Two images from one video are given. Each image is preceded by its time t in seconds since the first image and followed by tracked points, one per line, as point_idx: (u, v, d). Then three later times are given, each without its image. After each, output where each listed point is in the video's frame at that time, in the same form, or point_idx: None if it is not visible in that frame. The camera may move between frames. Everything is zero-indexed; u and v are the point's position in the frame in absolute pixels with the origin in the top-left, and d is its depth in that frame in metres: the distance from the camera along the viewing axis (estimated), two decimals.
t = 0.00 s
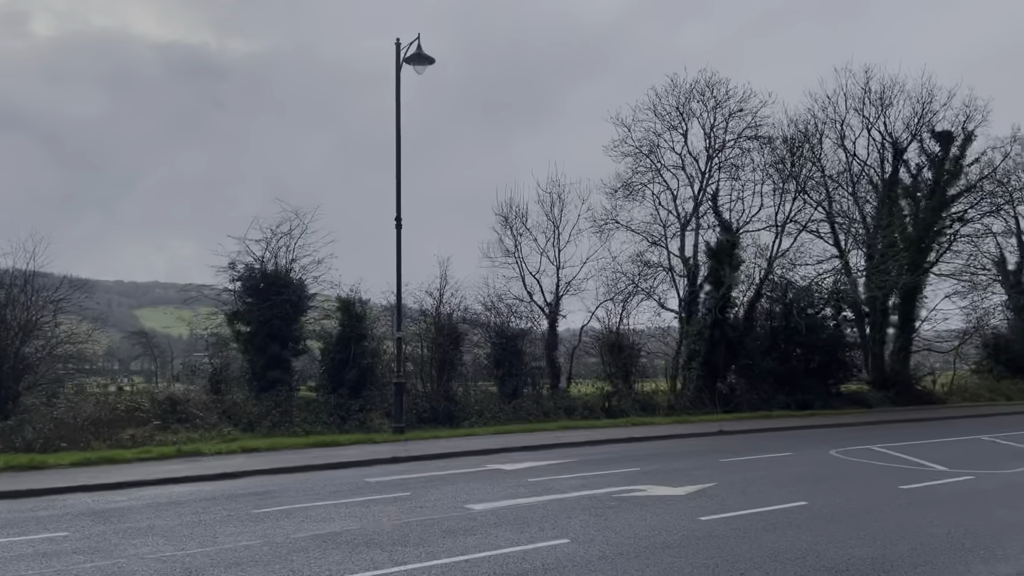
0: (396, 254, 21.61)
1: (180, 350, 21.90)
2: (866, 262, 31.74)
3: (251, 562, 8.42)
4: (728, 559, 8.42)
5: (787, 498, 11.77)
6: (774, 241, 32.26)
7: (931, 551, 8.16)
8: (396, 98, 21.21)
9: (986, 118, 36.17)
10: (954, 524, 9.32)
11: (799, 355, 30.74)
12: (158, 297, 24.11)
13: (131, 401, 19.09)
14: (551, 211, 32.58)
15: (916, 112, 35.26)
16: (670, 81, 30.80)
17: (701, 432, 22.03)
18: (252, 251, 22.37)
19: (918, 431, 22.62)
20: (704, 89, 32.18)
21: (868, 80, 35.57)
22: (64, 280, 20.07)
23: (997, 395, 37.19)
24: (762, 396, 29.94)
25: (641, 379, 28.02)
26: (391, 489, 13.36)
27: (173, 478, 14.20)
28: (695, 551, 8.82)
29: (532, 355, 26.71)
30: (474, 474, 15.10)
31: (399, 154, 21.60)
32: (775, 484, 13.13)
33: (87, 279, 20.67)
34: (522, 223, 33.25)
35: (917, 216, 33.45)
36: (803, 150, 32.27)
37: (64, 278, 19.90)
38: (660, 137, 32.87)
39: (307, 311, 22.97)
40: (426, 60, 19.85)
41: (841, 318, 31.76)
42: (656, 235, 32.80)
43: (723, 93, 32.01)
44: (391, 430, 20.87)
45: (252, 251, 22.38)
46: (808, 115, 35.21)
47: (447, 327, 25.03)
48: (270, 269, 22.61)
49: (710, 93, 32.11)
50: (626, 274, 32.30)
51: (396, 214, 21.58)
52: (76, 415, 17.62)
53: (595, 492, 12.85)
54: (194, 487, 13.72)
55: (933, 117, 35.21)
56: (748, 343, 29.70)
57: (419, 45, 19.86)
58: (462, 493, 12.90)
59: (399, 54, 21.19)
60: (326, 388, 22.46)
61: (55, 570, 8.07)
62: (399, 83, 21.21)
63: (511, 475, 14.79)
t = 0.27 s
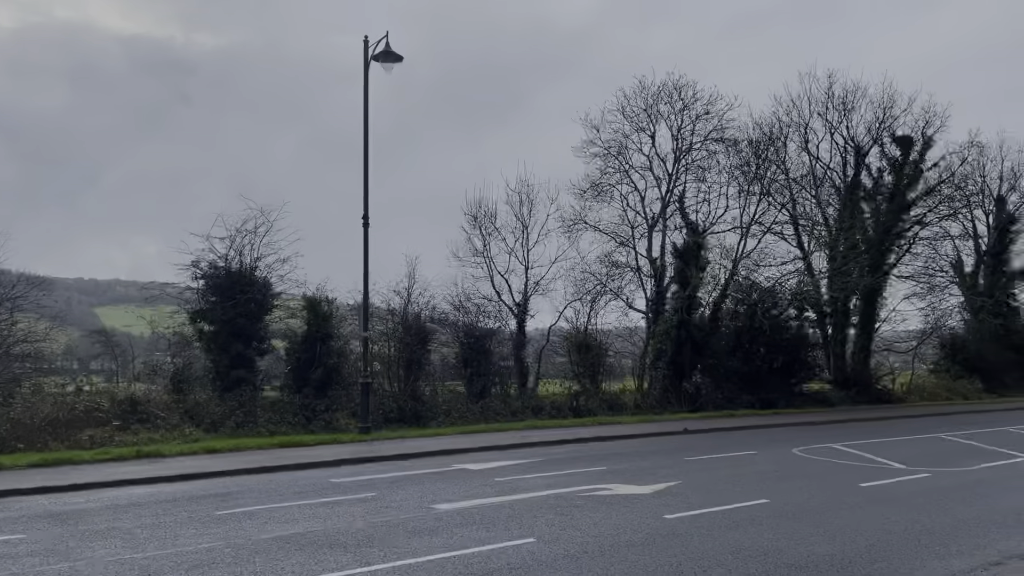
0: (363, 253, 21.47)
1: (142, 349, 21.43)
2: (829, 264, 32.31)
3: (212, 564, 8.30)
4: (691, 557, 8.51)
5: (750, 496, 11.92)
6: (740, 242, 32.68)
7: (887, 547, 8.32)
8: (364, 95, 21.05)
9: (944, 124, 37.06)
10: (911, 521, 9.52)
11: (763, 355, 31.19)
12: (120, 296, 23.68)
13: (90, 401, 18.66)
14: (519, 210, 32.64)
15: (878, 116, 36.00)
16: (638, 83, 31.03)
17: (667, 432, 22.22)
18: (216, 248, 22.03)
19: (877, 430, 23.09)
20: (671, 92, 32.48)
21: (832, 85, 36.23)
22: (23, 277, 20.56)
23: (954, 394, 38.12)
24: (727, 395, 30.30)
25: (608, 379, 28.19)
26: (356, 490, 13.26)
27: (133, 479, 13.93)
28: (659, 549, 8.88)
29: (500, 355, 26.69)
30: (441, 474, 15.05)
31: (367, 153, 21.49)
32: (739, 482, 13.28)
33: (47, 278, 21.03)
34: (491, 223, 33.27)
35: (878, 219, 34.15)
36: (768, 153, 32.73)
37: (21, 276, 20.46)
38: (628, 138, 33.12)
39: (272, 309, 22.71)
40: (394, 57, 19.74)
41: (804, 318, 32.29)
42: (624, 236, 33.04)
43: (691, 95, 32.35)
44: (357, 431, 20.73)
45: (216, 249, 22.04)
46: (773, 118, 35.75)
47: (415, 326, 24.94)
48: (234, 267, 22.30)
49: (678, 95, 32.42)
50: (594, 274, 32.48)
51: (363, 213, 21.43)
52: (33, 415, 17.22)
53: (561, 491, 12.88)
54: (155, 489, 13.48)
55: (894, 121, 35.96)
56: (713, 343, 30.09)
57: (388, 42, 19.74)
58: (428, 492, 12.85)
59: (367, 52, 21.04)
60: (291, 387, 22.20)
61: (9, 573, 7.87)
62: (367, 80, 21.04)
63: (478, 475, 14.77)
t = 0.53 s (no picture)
0: (325, 251, 21.24)
1: (96, 345, 20.79)
2: (788, 265, 32.86)
3: (167, 567, 8.14)
4: (649, 554, 8.57)
5: (708, 494, 12.08)
6: (701, 243, 33.04)
7: (841, 543, 8.47)
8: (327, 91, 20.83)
9: (900, 129, 37.96)
10: (864, 517, 9.72)
11: (723, 354, 31.60)
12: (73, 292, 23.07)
13: (41, 401, 18.17)
14: (484, 210, 32.60)
15: (836, 121, 36.73)
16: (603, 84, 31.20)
17: (629, 430, 22.39)
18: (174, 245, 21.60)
19: (833, 428, 23.57)
20: (636, 93, 32.73)
21: (792, 89, 36.84)
22: None
23: (907, 393, 39.09)
24: (688, 394, 30.64)
25: (571, 378, 28.31)
26: (316, 490, 13.13)
27: (86, 480, 13.59)
28: (619, 547, 8.95)
29: (464, 354, 26.63)
30: (402, 474, 14.96)
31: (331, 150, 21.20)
32: (698, 480, 13.45)
33: None
34: (456, 221, 33.16)
35: (835, 221, 34.85)
36: (729, 155, 33.15)
37: None
38: (593, 138, 33.28)
39: (231, 307, 22.35)
40: (358, 54, 19.56)
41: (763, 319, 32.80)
42: (588, 236, 33.20)
43: (654, 97, 32.63)
44: (318, 431, 20.52)
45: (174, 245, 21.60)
46: (734, 121, 36.24)
47: (378, 325, 24.76)
48: (193, 264, 21.89)
49: (642, 97, 32.68)
50: (558, 274, 32.58)
51: (326, 211, 21.20)
52: None
53: (523, 490, 12.91)
54: (108, 490, 13.17)
55: (852, 126, 36.71)
56: (675, 342, 30.42)
57: (352, 39, 19.55)
58: (388, 492, 12.77)
59: (331, 47, 20.80)
60: (250, 387, 21.90)
61: None
62: (330, 76, 20.82)
63: (440, 475, 14.72)
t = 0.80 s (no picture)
0: (284, 251, 20.94)
1: (45, 346, 20.19)
2: (745, 267, 33.37)
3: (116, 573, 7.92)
4: (608, 554, 8.61)
5: (666, 493, 12.19)
6: (661, 245, 33.37)
7: (795, 540, 8.63)
8: (286, 89, 20.56)
9: (853, 135, 38.87)
10: (817, 515, 9.91)
11: (682, 355, 32.00)
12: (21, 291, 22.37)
13: None
14: (445, 210, 32.48)
15: (792, 126, 37.44)
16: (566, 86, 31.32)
17: (589, 431, 22.50)
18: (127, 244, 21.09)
19: (788, 427, 24.01)
20: (597, 96, 32.95)
21: (750, 94, 37.47)
22: None
23: (859, 393, 40.04)
24: (648, 394, 30.93)
25: (532, 378, 28.36)
26: (273, 493, 12.93)
27: (32, 485, 13.17)
28: (579, 547, 8.98)
29: (424, 355, 26.51)
30: (361, 476, 14.82)
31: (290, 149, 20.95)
32: (656, 480, 13.58)
33: None
34: (417, 221, 32.97)
35: (791, 224, 35.59)
36: (688, 158, 33.54)
37: None
38: (555, 140, 33.40)
39: (186, 307, 21.91)
40: (318, 51, 19.33)
41: (721, 320, 33.28)
42: (550, 237, 33.30)
43: (616, 100, 32.88)
44: (275, 433, 20.21)
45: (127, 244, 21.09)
46: (693, 124, 36.71)
47: (337, 326, 24.51)
48: (146, 263, 21.39)
49: (603, 99, 32.91)
50: (520, 275, 32.61)
51: (285, 210, 20.92)
52: None
53: (482, 491, 12.89)
54: (56, 495, 12.78)
55: (807, 131, 37.47)
56: (635, 343, 30.73)
57: (312, 36, 19.32)
58: (347, 495, 12.63)
59: (290, 44, 20.53)
60: (206, 388, 21.51)
61: None
62: (289, 73, 20.55)
63: (399, 477, 14.61)
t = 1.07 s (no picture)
0: (243, 250, 20.60)
1: None
2: (705, 269, 33.78)
3: None
4: (569, 555, 8.63)
5: (626, 493, 12.31)
6: (623, 247, 33.59)
7: (752, 539, 8.75)
8: (245, 85, 20.22)
9: (810, 140, 39.64)
10: (774, 514, 10.06)
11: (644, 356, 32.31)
12: None
13: None
14: (408, 210, 32.27)
15: (751, 130, 38.03)
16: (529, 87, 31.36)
17: (550, 431, 22.58)
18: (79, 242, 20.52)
19: (746, 427, 24.39)
20: (560, 97, 33.06)
21: (710, 98, 37.99)
22: None
23: (815, 393, 40.87)
24: (609, 395, 31.15)
25: (494, 379, 28.33)
26: (230, 497, 12.71)
27: None
28: (540, 548, 9.01)
29: (386, 356, 26.31)
30: (321, 478, 14.65)
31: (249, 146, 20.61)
32: (616, 480, 13.69)
33: None
34: (378, 221, 32.70)
35: (749, 227, 36.23)
36: (649, 161, 33.84)
37: None
38: (518, 141, 33.42)
39: (141, 308, 21.41)
40: (278, 47, 19.05)
41: (681, 321, 33.70)
42: (513, 238, 33.32)
43: (579, 102, 33.03)
44: (233, 435, 19.87)
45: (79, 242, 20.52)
46: (655, 128, 37.13)
47: (297, 326, 24.16)
48: (98, 262, 20.82)
49: (566, 101, 33.04)
50: (483, 275, 32.56)
51: (244, 208, 20.58)
52: None
53: (443, 493, 12.86)
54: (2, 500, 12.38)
55: (765, 136, 38.11)
56: (596, 344, 30.96)
57: (271, 32, 19.03)
58: (306, 498, 12.47)
59: (249, 40, 20.20)
60: (161, 390, 21.07)
61: None
62: (248, 69, 20.21)
63: (359, 479, 14.49)
